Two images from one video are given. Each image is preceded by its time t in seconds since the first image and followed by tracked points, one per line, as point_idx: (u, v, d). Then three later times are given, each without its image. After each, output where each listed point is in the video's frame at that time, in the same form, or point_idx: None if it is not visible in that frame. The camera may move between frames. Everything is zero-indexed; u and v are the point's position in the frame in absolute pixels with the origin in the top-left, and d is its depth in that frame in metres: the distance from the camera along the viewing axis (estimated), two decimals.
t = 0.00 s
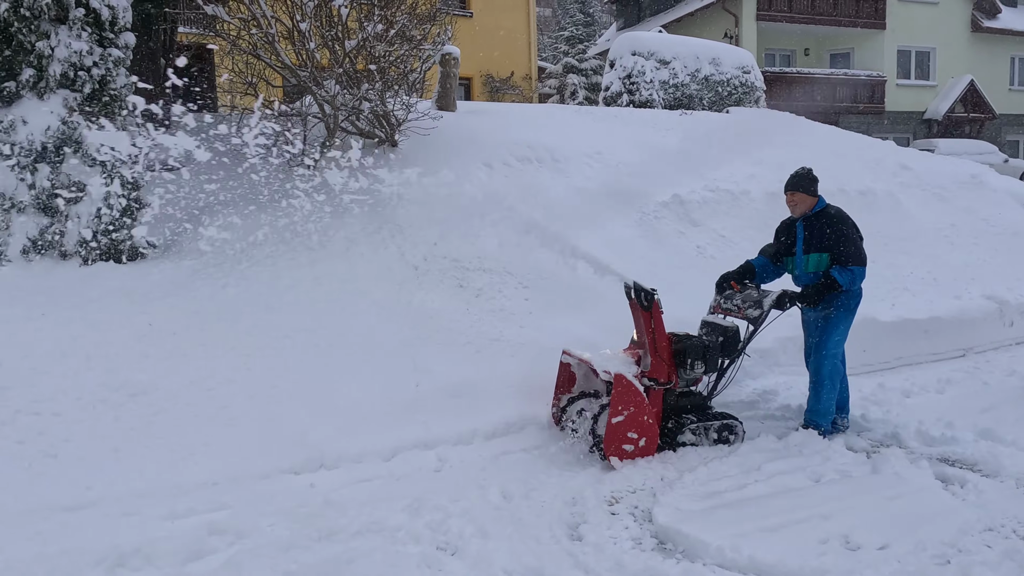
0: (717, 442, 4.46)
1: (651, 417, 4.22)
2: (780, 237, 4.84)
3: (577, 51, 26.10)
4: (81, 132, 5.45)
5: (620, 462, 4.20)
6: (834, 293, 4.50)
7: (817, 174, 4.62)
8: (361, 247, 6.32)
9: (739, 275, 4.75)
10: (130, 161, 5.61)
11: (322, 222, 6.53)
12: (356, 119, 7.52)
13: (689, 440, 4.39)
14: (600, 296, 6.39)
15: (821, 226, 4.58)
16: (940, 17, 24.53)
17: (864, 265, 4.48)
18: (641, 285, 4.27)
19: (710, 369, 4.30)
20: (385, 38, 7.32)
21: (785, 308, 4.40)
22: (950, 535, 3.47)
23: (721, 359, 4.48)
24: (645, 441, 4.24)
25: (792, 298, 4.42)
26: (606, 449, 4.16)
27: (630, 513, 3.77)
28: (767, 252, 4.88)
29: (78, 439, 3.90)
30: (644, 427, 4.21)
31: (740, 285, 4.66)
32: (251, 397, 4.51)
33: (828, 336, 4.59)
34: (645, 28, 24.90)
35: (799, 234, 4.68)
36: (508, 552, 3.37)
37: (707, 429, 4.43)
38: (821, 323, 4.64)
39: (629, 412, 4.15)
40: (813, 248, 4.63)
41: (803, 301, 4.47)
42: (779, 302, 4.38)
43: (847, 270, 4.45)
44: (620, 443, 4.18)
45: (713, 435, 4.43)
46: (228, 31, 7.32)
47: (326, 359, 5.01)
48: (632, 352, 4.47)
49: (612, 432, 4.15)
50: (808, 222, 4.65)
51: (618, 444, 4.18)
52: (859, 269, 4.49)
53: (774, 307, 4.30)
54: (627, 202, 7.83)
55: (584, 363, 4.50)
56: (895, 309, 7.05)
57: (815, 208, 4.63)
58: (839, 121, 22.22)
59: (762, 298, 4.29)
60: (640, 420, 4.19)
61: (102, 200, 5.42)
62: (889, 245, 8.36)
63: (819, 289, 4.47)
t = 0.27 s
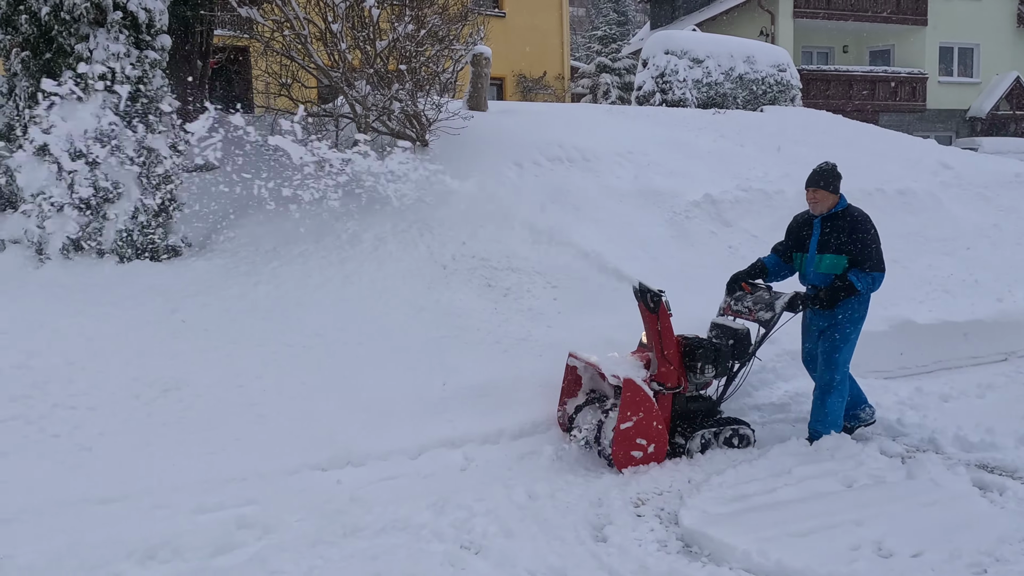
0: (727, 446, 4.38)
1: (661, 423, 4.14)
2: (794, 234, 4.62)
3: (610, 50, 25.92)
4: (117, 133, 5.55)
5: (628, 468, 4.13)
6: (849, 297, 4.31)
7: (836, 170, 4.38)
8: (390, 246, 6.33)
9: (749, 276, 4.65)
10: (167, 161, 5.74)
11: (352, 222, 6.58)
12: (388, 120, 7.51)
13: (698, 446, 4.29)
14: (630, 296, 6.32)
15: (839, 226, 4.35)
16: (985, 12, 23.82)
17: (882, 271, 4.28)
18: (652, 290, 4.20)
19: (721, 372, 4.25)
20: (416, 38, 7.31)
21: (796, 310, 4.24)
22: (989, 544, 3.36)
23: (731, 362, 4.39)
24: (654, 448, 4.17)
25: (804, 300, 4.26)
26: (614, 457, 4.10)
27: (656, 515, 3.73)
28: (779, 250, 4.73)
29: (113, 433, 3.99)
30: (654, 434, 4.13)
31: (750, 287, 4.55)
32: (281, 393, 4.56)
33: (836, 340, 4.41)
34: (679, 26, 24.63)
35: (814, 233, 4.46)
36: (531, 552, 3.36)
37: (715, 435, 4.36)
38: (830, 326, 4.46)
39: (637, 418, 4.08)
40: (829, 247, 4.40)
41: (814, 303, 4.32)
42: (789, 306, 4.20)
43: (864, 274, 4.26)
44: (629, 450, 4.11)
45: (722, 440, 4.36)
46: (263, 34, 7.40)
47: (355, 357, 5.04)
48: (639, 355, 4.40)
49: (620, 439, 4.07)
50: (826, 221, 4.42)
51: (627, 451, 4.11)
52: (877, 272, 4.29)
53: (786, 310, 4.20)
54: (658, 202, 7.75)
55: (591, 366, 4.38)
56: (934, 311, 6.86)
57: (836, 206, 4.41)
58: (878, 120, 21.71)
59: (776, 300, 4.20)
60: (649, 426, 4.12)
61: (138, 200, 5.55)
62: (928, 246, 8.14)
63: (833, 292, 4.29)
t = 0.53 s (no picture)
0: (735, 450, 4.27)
1: (666, 424, 4.02)
2: (806, 228, 4.56)
3: (643, 48, 25.69)
4: (156, 131, 5.64)
5: (632, 471, 4.02)
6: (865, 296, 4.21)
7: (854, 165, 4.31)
8: (421, 243, 6.36)
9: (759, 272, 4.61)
10: (204, 160, 5.88)
11: (384, 219, 6.62)
12: (420, 118, 7.55)
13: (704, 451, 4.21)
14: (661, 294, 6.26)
15: (854, 221, 4.29)
16: None
17: (900, 269, 4.18)
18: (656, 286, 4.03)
19: (730, 374, 4.16)
20: (448, 38, 7.31)
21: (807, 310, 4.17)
22: None
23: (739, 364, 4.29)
24: (660, 450, 4.04)
25: (817, 301, 4.19)
26: (617, 458, 3.97)
27: (686, 514, 3.70)
28: (791, 245, 4.66)
29: (151, 425, 4.08)
30: (659, 435, 4.01)
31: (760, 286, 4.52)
32: (312, 388, 4.62)
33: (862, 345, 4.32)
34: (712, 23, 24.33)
35: (828, 230, 4.39)
36: (560, 549, 3.36)
37: (724, 438, 4.26)
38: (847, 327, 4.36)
39: (642, 418, 3.96)
40: (843, 243, 4.32)
41: (828, 303, 4.23)
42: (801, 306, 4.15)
43: (881, 273, 4.16)
44: (633, 452, 3.98)
45: (731, 443, 4.26)
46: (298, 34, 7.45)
47: (385, 354, 5.09)
48: (646, 355, 4.31)
49: (624, 440, 3.95)
50: (840, 216, 4.36)
51: (631, 453, 3.99)
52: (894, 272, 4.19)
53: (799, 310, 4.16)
54: (691, 200, 7.67)
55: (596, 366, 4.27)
56: (976, 312, 6.68)
57: (851, 202, 4.35)
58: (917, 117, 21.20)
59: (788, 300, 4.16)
60: (654, 427, 3.99)
61: (176, 197, 5.68)
62: (970, 245, 7.92)
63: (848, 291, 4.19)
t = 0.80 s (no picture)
0: (744, 453, 4.20)
1: (673, 428, 3.94)
2: (806, 225, 4.47)
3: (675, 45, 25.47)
4: (194, 132, 5.78)
5: (637, 475, 3.94)
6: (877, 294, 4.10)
7: (851, 161, 4.24)
8: (453, 241, 6.40)
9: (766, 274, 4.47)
10: (240, 159, 5.96)
11: (415, 218, 6.68)
12: (452, 117, 7.56)
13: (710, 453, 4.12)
14: (692, 293, 6.21)
15: (854, 217, 4.22)
16: None
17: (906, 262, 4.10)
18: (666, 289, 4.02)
19: (740, 376, 4.08)
20: (480, 37, 7.32)
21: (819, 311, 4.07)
22: None
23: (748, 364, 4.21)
24: (666, 454, 3.96)
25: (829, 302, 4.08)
26: (622, 462, 3.90)
27: (718, 514, 3.68)
28: (793, 243, 4.57)
29: (189, 418, 4.17)
30: (665, 439, 3.93)
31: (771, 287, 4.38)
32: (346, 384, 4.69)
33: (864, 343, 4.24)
34: (746, 20, 24.03)
35: (830, 228, 4.30)
36: (590, 546, 3.36)
37: (732, 440, 4.17)
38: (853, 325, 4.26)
39: (648, 422, 3.89)
40: (845, 240, 4.24)
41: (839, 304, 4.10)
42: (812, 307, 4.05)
43: (889, 270, 4.07)
44: (639, 456, 3.91)
45: (739, 445, 4.18)
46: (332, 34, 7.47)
47: (417, 350, 5.14)
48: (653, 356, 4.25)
49: (628, 444, 3.89)
50: (841, 212, 4.28)
51: (637, 457, 3.91)
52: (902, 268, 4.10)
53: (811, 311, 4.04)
54: (723, 199, 7.59)
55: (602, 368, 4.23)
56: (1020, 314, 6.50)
57: (850, 197, 4.28)
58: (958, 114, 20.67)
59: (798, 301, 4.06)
60: (660, 431, 3.91)
61: (214, 195, 5.80)
62: (1014, 244, 7.71)
63: (861, 291, 4.06)
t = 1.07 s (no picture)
0: (752, 459, 4.09)
1: (680, 431, 3.88)
2: (814, 225, 4.29)
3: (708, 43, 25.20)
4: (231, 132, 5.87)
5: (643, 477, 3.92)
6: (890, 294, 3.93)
7: (856, 157, 4.01)
8: (484, 240, 6.43)
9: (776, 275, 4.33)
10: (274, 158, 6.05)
11: (446, 217, 6.72)
12: (484, 116, 7.56)
13: (718, 455, 4.00)
14: (723, 292, 6.15)
15: (863, 216, 4.01)
16: None
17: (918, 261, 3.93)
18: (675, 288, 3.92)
19: (749, 378, 3.92)
20: (512, 36, 7.36)
21: (831, 313, 3.92)
22: None
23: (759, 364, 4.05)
24: (673, 457, 3.91)
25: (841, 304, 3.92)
26: (627, 464, 3.90)
27: (749, 515, 3.64)
28: (801, 243, 4.38)
29: (224, 412, 4.26)
30: (672, 442, 3.88)
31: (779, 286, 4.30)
32: (377, 380, 4.74)
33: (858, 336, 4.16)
34: (781, 17, 23.69)
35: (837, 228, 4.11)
36: (620, 544, 3.36)
37: (741, 444, 4.06)
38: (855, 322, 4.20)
39: (653, 425, 3.85)
40: (854, 240, 4.06)
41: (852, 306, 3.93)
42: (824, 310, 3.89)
43: (900, 269, 3.90)
44: (644, 458, 3.89)
45: (748, 451, 4.06)
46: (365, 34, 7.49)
47: (448, 348, 5.17)
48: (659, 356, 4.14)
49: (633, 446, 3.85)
50: (849, 212, 4.08)
51: (642, 459, 3.89)
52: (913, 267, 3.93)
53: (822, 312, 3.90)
54: (757, 198, 7.50)
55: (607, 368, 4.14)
56: None
57: (859, 196, 4.07)
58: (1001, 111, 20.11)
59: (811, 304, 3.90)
60: (666, 434, 3.86)
61: (250, 194, 5.87)
62: None
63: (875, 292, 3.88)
